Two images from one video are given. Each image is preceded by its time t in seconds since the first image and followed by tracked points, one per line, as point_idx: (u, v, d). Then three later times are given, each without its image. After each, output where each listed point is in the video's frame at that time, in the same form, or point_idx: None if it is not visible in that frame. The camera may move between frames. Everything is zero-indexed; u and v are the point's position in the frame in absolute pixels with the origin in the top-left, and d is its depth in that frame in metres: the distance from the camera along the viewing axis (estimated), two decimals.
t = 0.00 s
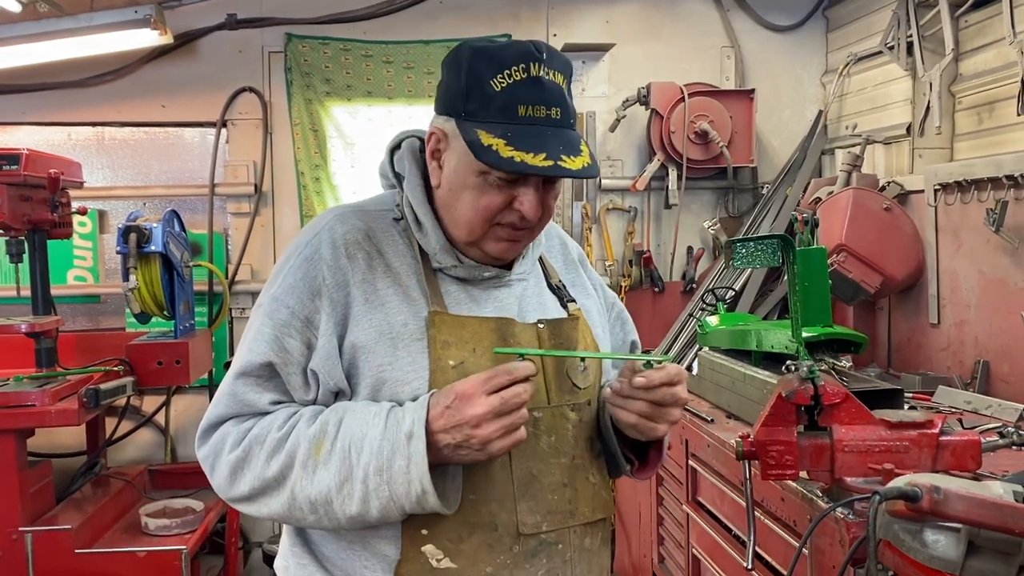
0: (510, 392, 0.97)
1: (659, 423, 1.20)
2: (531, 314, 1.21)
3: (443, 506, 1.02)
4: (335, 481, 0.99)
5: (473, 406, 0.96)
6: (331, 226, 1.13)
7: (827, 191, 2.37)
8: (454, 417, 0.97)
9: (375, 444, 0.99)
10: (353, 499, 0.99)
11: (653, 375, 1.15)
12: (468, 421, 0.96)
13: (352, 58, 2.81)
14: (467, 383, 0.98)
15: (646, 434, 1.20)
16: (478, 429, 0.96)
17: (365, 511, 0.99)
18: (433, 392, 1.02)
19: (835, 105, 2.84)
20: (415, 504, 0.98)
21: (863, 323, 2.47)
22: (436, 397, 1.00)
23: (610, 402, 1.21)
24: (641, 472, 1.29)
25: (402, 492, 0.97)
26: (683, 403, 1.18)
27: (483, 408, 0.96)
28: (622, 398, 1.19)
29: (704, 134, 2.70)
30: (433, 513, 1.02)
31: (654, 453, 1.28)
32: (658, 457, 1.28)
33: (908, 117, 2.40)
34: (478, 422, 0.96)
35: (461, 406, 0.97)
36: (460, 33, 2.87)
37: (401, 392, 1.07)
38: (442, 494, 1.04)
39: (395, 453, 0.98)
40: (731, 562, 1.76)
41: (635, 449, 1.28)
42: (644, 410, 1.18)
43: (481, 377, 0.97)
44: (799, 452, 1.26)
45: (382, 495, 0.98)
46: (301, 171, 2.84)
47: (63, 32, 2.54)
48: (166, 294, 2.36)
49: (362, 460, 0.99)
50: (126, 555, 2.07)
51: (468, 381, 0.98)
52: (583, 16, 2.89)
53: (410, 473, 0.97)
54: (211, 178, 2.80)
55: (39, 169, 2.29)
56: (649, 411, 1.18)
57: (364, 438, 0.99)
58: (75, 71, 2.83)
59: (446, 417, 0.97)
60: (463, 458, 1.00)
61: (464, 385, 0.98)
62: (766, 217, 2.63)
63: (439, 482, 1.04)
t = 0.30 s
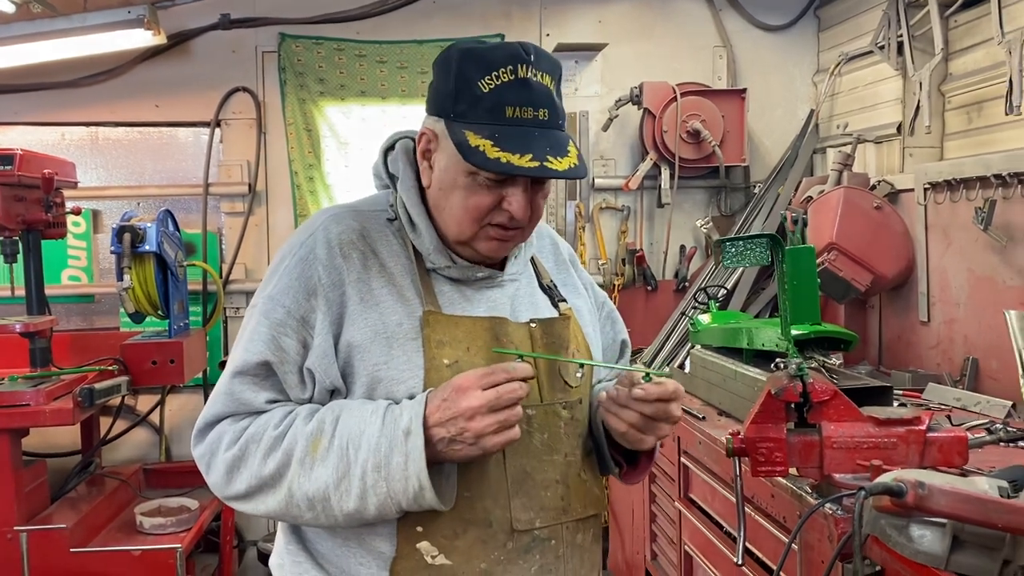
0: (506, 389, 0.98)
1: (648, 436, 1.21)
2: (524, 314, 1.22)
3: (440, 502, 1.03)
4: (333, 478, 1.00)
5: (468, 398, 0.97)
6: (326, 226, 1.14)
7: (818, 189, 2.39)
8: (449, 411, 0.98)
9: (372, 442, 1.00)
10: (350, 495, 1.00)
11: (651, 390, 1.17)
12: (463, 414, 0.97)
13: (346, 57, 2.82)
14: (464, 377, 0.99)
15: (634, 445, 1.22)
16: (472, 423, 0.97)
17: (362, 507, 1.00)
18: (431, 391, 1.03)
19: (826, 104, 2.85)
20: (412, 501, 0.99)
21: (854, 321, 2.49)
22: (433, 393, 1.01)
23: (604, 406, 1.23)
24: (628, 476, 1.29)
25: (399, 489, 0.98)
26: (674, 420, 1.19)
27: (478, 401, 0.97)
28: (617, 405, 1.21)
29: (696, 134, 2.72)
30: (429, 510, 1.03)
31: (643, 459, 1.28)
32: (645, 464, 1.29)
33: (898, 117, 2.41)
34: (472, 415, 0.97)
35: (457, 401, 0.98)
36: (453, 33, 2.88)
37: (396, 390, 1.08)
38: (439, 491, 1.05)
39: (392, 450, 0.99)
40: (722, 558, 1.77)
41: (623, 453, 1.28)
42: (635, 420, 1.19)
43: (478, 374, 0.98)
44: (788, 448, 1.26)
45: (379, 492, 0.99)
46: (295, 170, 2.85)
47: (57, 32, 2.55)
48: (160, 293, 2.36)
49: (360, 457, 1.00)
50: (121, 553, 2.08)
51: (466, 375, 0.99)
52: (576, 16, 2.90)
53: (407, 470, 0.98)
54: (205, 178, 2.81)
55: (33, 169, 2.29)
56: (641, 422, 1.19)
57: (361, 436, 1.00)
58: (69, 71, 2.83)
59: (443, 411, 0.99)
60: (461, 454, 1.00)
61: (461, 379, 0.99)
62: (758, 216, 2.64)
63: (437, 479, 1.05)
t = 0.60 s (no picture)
0: (495, 395, 0.99)
1: (629, 447, 1.22)
2: (515, 314, 1.23)
3: (428, 502, 1.05)
4: (324, 478, 1.02)
5: (458, 403, 0.99)
6: (320, 230, 1.15)
7: (808, 189, 2.41)
8: (439, 415, 1.00)
9: (363, 443, 1.01)
10: (342, 495, 1.01)
11: (637, 403, 1.18)
12: (451, 418, 0.99)
13: (340, 59, 2.83)
14: (453, 383, 1.01)
15: (615, 454, 1.23)
16: (460, 427, 0.99)
17: (353, 507, 1.01)
18: (421, 393, 1.05)
19: (817, 104, 2.87)
20: (401, 501, 1.01)
21: (845, 319, 2.52)
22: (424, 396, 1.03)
23: (591, 414, 1.25)
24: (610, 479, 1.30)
25: (388, 490, 1.00)
26: (657, 433, 1.21)
27: (467, 407, 0.98)
28: (603, 415, 1.22)
29: (688, 133, 2.74)
30: (419, 510, 1.04)
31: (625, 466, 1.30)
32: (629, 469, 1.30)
33: (888, 116, 2.44)
34: (461, 420, 0.99)
35: (446, 405, 1.00)
36: (447, 34, 2.90)
37: (387, 391, 1.10)
38: (427, 492, 1.07)
39: (382, 451, 1.00)
40: (713, 555, 1.80)
41: (605, 460, 1.29)
42: (618, 431, 1.21)
43: (467, 379, 1.00)
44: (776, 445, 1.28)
45: (369, 492, 1.00)
46: (289, 171, 2.86)
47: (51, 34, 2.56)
48: (155, 293, 2.37)
49: (351, 458, 1.02)
50: (118, 553, 2.09)
51: (455, 380, 1.01)
52: (569, 17, 2.92)
53: (396, 472, 0.99)
54: (200, 178, 2.82)
55: (29, 171, 2.30)
56: (622, 432, 1.21)
57: (352, 437, 1.02)
58: (64, 73, 2.84)
59: (432, 414, 1.00)
60: (450, 457, 1.02)
61: (450, 384, 1.01)
62: (750, 215, 2.67)
63: (425, 481, 1.07)
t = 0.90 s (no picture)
0: (485, 390, 1.00)
1: (621, 434, 1.24)
2: (509, 312, 1.24)
3: (422, 497, 1.07)
4: (320, 474, 1.03)
5: (448, 400, 1.00)
6: (314, 230, 1.17)
7: (799, 189, 2.43)
8: (430, 411, 1.01)
9: (357, 439, 1.03)
10: (337, 490, 1.03)
11: (626, 386, 1.21)
12: (443, 414, 1.01)
13: (333, 61, 2.84)
14: (444, 379, 1.02)
15: (607, 442, 1.24)
16: (452, 423, 1.00)
17: (348, 502, 1.03)
18: (414, 389, 1.06)
19: (808, 104, 2.89)
20: (395, 495, 1.02)
21: (836, 317, 2.54)
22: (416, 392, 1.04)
23: (581, 403, 1.26)
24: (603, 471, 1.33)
25: (382, 485, 1.01)
26: (647, 418, 1.23)
27: (458, 402, 1.00)
28: (593, 402, 1.24)
29: (680, 134, 2.76)
30: (413, 504, 1.06)
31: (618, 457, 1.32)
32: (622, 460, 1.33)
33: (877, 116, 2.45)
34: (451, 415, 1.00)
35: (438, 401, 1.01)
36: (440, 36, 2.91)
37: (382, 387, 1.11)
38: (421, 487, 1.08)
39: (377, 447, 1.02)
40: (706, 552, 1.81)
41: (599, 451, 1.31)
42: (609, 418, 1.22)
43: (458, 375, 1.01)
44: (765, 443, 1.29)
45: (364, 487, 1.02)
46: (284, 173, 2.87)
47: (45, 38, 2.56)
48: (150, 296, 2.38)
49: (346, 454, 1.03)
50: (115, 554, 2.10)
51: (446, 376, 1.02)
52: (561, 19, 2.93)
53: (390, 467, 1.01)
54: (194, 181, 2.83)
55: (23, 175, 2.31)
56: (614, 419, 1.22)
57: (346, 433, 1.03)
58: (58, 76, 2.85)
59: (424, 411, 1.02)
60: (442, 452, 1.03)
61: (441, 380, 1.02)
62: (741, 215, 2.68)
63: (418, 475, 1.08)
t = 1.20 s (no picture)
0: (479, 394, 1.01)
1: (614, 432, 1.24)
2: (502, 313, 1.25)
3: (415, 499, 1.08)
4: (314, 475, 1.04)
5: (442, 402, 1.01)
6: (308, 233, 1.17)
7: (791, 189, 2.44)
8: (423, 414, 1.02)
9: (351, 441, 1.03)
10: (331, 492, 1.03)
11: (615, 388, 1.21)
12: (437, 417, 1.01)
13: (326, 64, 2.84)
14: (437, 381, 1.03)
15: (600, 441, 1.25)
16: (445, 425, 1.01)
17: (342, 504, 1.03)
18: (408, 391, 1.07)
19: (799, 104, 2.91)
20: (389, 497, 1.03)
21: (828, 317, 2.55)
22: (410, 394, 1.04)
23: (575, 402, 1.26)
24: (596, 472, 1.34)
25: (376, 486, 1.02)
26: (640, 417, 1.24)
27: (451, 405, 1.00)
28: (587, 402, 1.24)
29: (672, 135, 2.77)
30: (407, 506, 1.07)
31: (611, 457, 1.33)
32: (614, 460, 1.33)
33: (868, 116, 2.47)
34: (445, 418, 1.00)
35: (431, 403, 1.02)
36: (432, 38, 2.91)
37: (375, 389, 1.11)
38: (415, 489, 1.09)
39: (370, 448, 1.02)
40: (700, 552, 1.82)
41: (593, 451, 1.32)
42: (602, 416, 1.23)
43: (452, 377, 1.02)
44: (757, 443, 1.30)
45: (358, 489, 1.02)
46: (277, 176, 2.87)
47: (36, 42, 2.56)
48: (144, 300, 2.38)
49: (339, 456, 1.04)
50: (110, 558, 2.11)
51: (439, 379, 1.03)
52: (553, 20, 2.94)
53: (383, 468, 1.02)
54: (188, 185, 2.83)
55: (16, 179, 2.31)
56: (608, 417, 1.23)
57: (340, 435, 1.04)
58: (50, 81, 2.85)
59: (418, 413, 1.02)
60: (436, 454, 1.04)
61: (434, 382, 1.03)
62: (734, 215, 2.69)
63: (413, 477, 1.09)
